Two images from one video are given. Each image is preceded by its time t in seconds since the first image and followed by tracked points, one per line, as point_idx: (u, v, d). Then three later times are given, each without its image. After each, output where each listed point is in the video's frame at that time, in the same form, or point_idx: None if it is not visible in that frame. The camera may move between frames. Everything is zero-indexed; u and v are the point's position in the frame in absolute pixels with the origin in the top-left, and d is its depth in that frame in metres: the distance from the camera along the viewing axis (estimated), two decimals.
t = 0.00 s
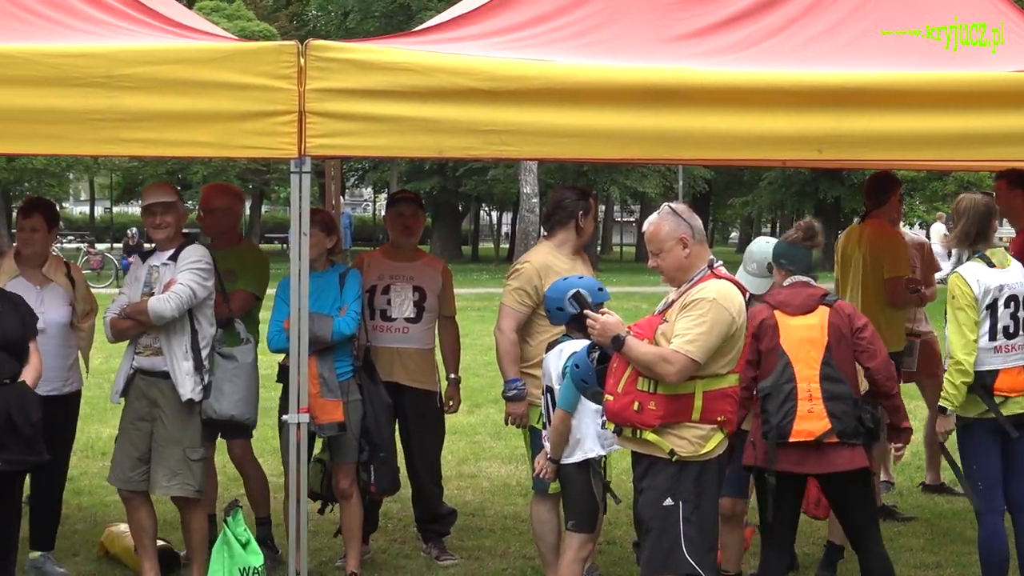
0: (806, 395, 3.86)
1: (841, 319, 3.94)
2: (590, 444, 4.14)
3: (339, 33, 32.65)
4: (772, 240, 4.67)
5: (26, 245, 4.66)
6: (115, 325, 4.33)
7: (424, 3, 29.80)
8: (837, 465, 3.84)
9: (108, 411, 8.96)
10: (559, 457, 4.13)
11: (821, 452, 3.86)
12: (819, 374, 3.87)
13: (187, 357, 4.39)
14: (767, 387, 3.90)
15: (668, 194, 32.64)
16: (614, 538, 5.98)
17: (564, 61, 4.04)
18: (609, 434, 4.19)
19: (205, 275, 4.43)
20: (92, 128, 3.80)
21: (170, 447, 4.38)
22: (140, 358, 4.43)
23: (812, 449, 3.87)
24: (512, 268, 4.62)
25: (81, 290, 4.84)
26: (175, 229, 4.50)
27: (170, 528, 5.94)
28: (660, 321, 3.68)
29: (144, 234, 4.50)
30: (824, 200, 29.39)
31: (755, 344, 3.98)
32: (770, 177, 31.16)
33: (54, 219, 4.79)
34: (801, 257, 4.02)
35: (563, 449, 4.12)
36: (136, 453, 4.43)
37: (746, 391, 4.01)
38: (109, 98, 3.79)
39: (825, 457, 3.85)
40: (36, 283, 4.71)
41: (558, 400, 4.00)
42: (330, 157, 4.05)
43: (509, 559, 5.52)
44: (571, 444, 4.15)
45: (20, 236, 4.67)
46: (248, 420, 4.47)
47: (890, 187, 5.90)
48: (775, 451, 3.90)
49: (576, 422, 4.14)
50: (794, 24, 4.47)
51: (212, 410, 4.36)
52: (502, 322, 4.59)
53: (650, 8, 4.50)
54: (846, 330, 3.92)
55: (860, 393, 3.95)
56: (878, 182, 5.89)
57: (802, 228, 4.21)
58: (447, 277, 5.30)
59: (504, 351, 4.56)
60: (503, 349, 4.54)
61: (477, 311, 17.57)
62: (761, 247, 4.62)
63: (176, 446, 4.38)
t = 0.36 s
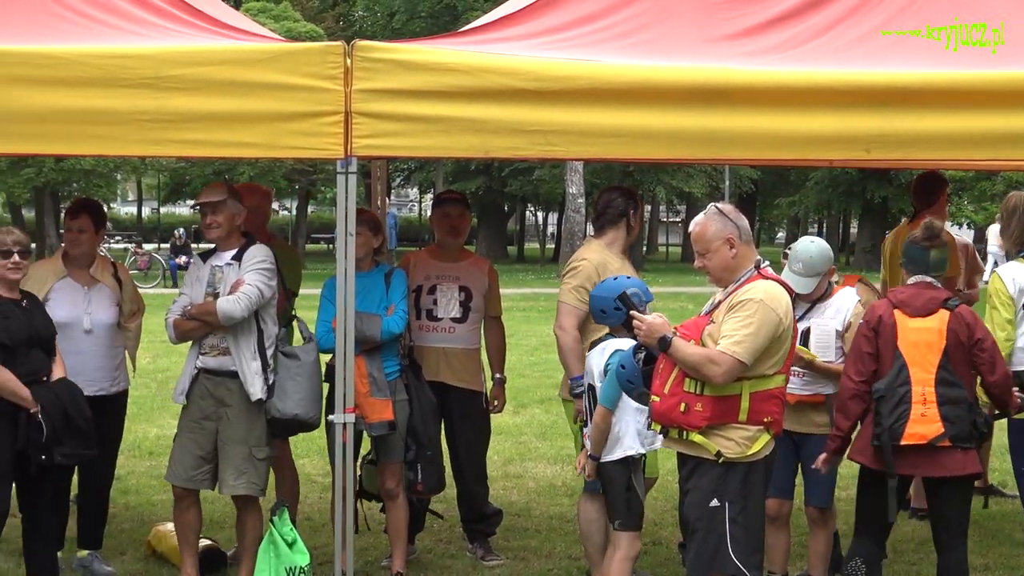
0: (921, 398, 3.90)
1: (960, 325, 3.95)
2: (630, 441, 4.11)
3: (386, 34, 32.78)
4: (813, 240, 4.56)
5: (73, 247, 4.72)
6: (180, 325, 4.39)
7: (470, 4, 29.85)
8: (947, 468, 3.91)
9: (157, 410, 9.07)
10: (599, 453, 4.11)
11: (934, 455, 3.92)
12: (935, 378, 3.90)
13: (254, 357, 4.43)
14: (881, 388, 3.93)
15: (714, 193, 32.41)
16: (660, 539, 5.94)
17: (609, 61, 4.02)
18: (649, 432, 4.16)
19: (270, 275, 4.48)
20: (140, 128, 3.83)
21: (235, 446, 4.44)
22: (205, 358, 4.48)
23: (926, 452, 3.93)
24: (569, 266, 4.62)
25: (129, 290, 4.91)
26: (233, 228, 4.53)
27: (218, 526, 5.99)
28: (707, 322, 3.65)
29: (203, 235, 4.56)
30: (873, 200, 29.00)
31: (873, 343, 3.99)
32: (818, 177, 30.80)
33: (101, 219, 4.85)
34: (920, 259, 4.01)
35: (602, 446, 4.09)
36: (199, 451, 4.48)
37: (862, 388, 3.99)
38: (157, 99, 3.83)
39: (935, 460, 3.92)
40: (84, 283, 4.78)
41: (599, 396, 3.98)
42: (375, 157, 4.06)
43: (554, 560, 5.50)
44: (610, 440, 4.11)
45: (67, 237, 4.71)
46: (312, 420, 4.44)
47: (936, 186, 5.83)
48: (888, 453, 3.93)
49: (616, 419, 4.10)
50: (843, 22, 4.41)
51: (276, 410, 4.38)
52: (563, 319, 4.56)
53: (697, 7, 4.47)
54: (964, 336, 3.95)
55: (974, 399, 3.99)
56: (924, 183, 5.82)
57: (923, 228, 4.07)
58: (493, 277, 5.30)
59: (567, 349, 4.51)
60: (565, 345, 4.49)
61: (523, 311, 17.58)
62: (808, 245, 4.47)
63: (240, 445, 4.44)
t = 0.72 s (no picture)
0: (985, 392, 3.86)
1: None
2: (671, 438, 4.06)
3: (428, 34, 32.83)
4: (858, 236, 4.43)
5: (115, 246, 4.76)
6: (228, 324, 4.44)
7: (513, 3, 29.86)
8: (1005, 465, 3.84)
9: (200, 408, 9.14)
10: (639, 450, 4.06)
11: (992, 450, 3.87)
12: (1002, 374, 3.85)
13: (299, 356, 4.45)
14: (948, 377, 3.97)
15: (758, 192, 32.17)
16: (702, 538, 5.91)
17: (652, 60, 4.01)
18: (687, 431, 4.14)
19: (316, 274, 4.51)
20: (182, 127, 3.85)
21: (284, 443, 4.47)
22: (252, 356, 4.53)
23: (983, 445, 3.89)
24: (622, 265, 4.59)
25: (171, 288, 4.99)
26: (282, 226, 4.56)
27: (261, 524, 6.03)
28: (751, 321, 3.61)
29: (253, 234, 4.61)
30: (921, 198, 28.61)
31: (952, 331, 4.09)
32: (864, 175, 30.44)
33: (144, 220, 4.88)
34: (1008, 255, 4.00)
35: (643, 443, 4.05)
36: (247, 447, 4.53)
37: (935, 375, 4.12)
38: (201, 99, 3.84)
39: (994, 455, 3.86)
40: (127, 283, 4.83)
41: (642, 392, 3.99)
42: (417, 156, 4.07)
43: (597, 559, 5.49)
44: (651, 438, 4.06)
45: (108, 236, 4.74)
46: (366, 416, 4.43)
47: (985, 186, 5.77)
48: (944, 439, 3.98)
49: (659, 415, 4.06)
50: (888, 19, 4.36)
51: (328, 406, 4.35)
52: (621, 318, 4.49)
53: (741, 5, 4.43)
54: None
55: None
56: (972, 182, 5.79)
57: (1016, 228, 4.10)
58: (536, 275, 5.30)
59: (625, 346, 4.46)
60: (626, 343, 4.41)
61: (565, 310, 17.55)
62: (849, 240, 4.35)
63: (289, 442, 4.47)
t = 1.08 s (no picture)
0: None
1: None
2: (733, 439, 4.05)
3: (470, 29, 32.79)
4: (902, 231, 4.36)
5: (156, 242, 4.81)
6: (265, 318, 4.47)
7: None
8: None
9: (241, 403, 9.21)
10: (697, 449, 4.03)
11: None
12: None
13: (336, 351, 4.48)
14: (988, 378, 3.92)
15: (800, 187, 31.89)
16: (742, 535, 5.87)
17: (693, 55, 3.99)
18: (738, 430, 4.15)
19: (354, 270, 4.52)
20: (224, 124, 3.88)
21: (319, 438, 4.49)
22: (289, 351, 4.56)
23: None
24: (667, 261, 4.56)
25: (212, 284, 5.01)
26: (320, 221, 4.57)
27: (302, 519, 6.07)
28: (792, 318, 3.58)
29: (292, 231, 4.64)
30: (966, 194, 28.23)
31: (994, 332, 4.05)
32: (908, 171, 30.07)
33: (184, 216, 4.92)
34: None
35: (703, 442, 4.01)
36: (283, 443, 4.56)
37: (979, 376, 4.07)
38: (242, 95, 3.87)
39: None
40: (168, 279, 4.90)
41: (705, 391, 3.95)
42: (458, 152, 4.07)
43: (637, 555, 5.47)
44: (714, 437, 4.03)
45: (150, 232, 4.80)
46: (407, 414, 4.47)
47: None
48: (983, 440, 3.95)
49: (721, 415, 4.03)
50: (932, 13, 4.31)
51: (358, 403, 4.39)
52: (671, 316, 4.48)
53: None
54: None
55: None
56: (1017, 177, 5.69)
57: None
58: (577, 272, 5.30)
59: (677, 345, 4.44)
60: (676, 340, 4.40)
61: (605, 306, 17.52)
62: (891, 235, 4.28)
63: (325, 437, 4.49)
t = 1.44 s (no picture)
0: None
1: None
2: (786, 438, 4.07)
3: (511, 25, 32.76)
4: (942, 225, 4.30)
5: (201, 236, 4.87)
6: (299, 313, 4.47)
7: None
8: None
9: (283, 398, 9.29)
10: (751, 446, 4.03)
11: None
12: None
13: (367, 345, 4.50)
14: None
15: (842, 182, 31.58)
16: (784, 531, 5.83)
17: (736, 49, 3.96)
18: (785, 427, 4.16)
19: (386, 263, 4.52)
20: (266, 119, 3.90)
21: (352, 432, 4.52)
22: (323, 345, 4.58)
23: None
24: (712, 254, 4.56)
25: (254, 279, 5.05)
26: (350, 215, 4.59)
27: (343, 513, 6.11)
28: (833, 312, 3.53)
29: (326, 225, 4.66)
30: (1014, 189, 27.78)
31: None
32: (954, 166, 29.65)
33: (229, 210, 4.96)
34: None
35: (757, 440, 4.02)
36: (317, 437, 4.58)
37: None
38: (284, 90, 3.89)
39: None
40: (210, 273, 4.94)
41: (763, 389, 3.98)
42: (499, 147, 4.07)
43: (678, 550, 5.45)
44: (767, 436, 4.04)
45: (196, 227, 4.86)
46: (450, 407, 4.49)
47: None
48: None
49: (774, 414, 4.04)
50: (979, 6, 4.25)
51: (394, 397, 4.45)
52: (712, 309, 4.49)
53: None
54: None
55: None
56: None
57: None
58: (619, 266, 5.28)
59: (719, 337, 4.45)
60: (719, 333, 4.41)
61: (647, 301, 17.46)
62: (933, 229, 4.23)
63: (357, 430, 4.51)
